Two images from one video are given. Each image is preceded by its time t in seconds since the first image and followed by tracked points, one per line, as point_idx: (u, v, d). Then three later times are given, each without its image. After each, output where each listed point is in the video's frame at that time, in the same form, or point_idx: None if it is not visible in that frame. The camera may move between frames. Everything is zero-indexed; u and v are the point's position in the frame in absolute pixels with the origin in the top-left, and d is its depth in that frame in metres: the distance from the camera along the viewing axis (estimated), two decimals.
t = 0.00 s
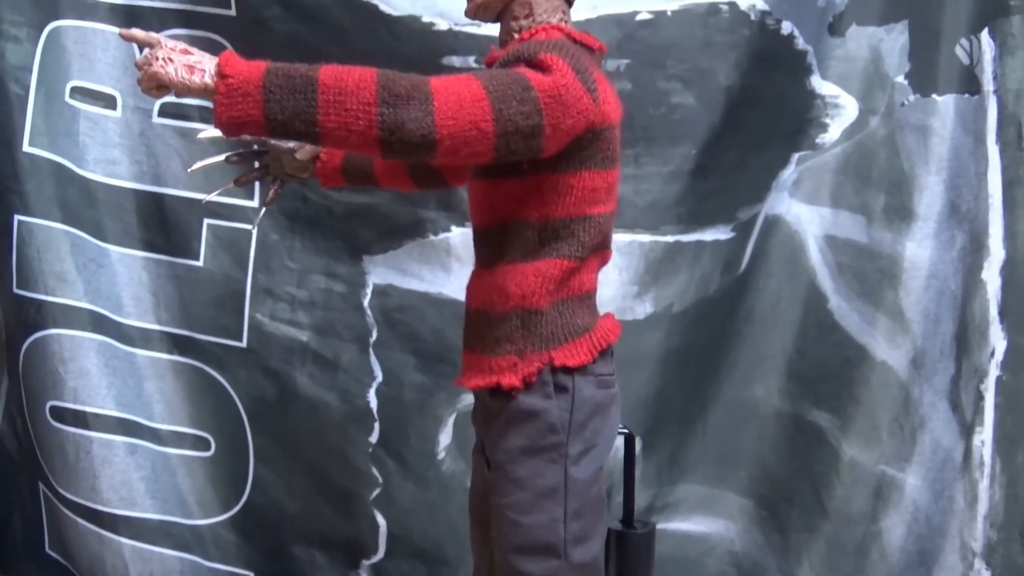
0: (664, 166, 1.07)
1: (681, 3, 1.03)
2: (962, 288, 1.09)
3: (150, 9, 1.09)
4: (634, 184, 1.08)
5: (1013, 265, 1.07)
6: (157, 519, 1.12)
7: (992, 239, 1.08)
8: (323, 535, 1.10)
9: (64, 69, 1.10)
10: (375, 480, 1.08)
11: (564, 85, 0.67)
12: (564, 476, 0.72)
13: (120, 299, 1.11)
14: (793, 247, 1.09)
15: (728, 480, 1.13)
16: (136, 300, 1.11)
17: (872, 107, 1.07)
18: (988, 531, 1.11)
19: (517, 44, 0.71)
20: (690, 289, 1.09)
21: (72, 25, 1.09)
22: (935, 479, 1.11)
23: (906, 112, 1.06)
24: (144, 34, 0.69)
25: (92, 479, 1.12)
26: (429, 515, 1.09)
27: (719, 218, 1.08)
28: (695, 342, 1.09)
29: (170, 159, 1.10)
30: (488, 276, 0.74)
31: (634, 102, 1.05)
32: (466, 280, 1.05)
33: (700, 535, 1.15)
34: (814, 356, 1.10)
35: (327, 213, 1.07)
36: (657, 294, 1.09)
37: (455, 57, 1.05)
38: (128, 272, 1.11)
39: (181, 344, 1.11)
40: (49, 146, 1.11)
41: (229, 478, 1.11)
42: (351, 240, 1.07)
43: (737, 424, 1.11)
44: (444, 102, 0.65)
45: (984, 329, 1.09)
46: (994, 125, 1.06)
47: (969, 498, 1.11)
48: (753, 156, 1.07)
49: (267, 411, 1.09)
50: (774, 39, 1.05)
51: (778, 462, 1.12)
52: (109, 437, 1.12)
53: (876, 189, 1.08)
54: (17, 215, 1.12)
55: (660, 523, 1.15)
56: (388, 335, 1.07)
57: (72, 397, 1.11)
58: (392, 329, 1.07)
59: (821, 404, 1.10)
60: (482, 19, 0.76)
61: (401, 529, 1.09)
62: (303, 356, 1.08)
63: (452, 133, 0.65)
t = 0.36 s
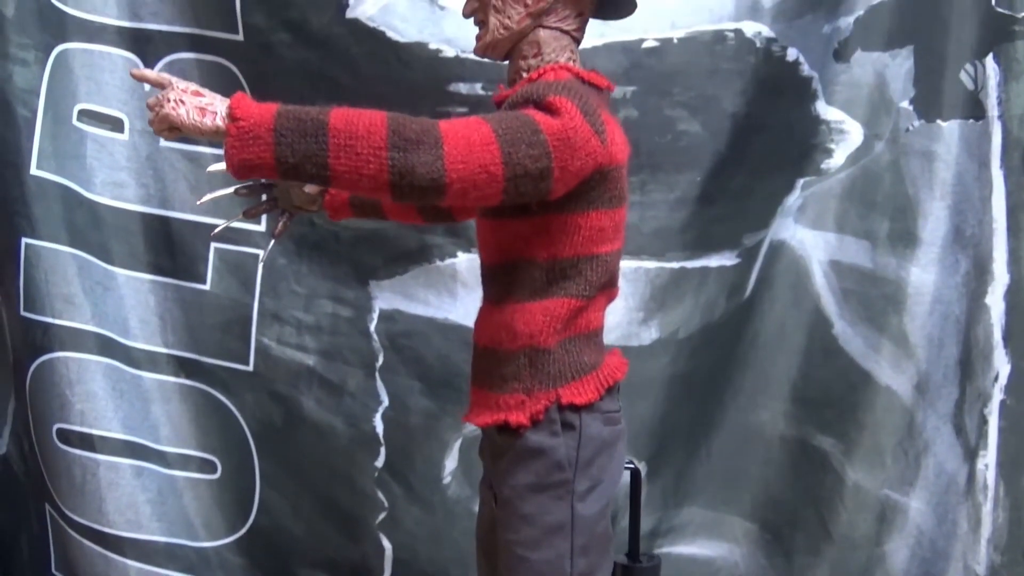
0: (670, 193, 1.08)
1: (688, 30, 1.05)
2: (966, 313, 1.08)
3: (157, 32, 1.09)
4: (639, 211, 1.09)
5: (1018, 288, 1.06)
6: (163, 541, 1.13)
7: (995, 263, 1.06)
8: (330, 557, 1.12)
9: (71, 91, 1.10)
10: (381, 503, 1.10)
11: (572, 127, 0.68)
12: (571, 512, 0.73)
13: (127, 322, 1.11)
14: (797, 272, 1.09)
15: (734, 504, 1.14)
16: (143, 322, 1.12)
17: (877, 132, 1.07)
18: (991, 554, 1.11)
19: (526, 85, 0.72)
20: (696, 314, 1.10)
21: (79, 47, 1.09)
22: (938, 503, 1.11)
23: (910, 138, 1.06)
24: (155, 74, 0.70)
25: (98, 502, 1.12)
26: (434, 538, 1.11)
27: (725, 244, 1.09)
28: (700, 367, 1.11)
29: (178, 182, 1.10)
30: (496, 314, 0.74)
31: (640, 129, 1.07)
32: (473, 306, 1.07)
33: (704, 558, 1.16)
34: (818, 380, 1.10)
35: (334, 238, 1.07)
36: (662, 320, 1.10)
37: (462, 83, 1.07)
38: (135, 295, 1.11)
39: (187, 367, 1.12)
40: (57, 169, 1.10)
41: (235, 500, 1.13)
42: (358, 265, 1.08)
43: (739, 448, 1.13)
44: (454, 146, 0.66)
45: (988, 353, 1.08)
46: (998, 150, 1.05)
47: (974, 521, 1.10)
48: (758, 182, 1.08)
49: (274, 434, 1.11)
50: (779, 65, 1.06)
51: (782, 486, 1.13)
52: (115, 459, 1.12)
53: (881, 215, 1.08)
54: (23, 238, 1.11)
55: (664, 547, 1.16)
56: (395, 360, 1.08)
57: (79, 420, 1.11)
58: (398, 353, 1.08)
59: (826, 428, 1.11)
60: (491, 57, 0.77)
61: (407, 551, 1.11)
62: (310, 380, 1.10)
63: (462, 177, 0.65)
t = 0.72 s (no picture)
0: (667, 212, 1.08)
1: (683, 50, 1.06)
2: (964, 329, 1.08)
3: (155, 52, 1.09)
4: (636, 231, 1.09)
5: (1014, 304, 1.06)
6: (163, 561, 1.14)
7: (993, 279, 1.06)
8: None
9: (68, 111, 1.10)
10: (380, 523, 1.11)
11: (564, 158, 0.68)
12: (565, 540, 0.73)
13: (126, 343, 1.12)
14: (795, 289, 1.09)
15: (734, 520, 1.14)
16: (142, 342, 1.12)
17: (874, 149, 1.07)
18: (990, 568, 1.11)
19: (519, 114, 0.72)
20: (693, 333, 1.10)
21: (77, 68, 1.09)
22: (937, 519, 1.11)
23: (908, 154, 1.06)
24: (148, 107, 0.70)
25: (98, 522, 1.13)
26: (434, 556, 1.12)
27: (722, 262, 1.09)
28: (698, 385, 1.11)
29: (176, 203, 1.11)
30: (490, 343, 0.75)
31: (637, 148, 1.07)
32: (471, 326, 1.08)
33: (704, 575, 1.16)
34: (816, 397, 1.10)
35: (332, 258, 1.08)
36: (660, 338, 1.11)
37: (459, 104, 1.07)
38: (134, 315, 1.12)
39: (187, 387, 1.13)
40: (55, 190, 1.11)
41: (235, 520, 1.13)
42: (356, 285, 1.08)
43: (738, 464, 1.13)
44: (446, 179, 0.66)
45: (987, 368, 1.08)
46: (996, 165, 1.05)
47: (973, 536, 1.10)
48: (756, 200, 1.08)
49: (273, 454, 1.12)
50: (776, 83, 1.06)
51: (781, 502, 1.13)
52: (115, 479, 1.12)
53: (878, 232, 1.08)
54: (23, 259, 1.11)
55: (664, 563, 1.16)
56: (393, 380, 1.09)
57: (79, 440, 1.12)
58: (396, 373, 1.09)
59: (825, 446, 1.11)
60: (483, 86, 0.77)
61: (406, 569, 1.12)
62: (309, 401, 1.10)
63: (454, 210, 0.65)
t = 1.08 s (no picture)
0: (665, 236, 1.09)
1: (682, 74, 1.06)
2: (964, 349, 1.07)
3: (154, 75, 1.09)
4: (635, 255, 1.09)
5: (1014, 323, 1.05)
6: None
7: (992, 299, 1.06)
8: None
9: (69, 135, 1.10)
10: (382, 546, 1.12)
11: (562, 200, 0.68)
12: None
13: (127, 366, 1.12)
14: (793, 310, 1.10)
15: (735, 541, 1.15)
16: (143, 366, 1.13)
17: (873, 169, 1.06)
18: None
19: (516, 154, 0.72)
20: (693, 356, 1.11)
21: (77, 91, 1.09)
22: (937, 539, 1.10)
23: (907, 175, 1.05)
24: (147, 148, 0.70)
25: (101, 545, 1.14)
26: None
27: (721, 285, 1.09)
28: (698, 408, 1.12)
29: (176, 227, 1.11)
30: (489, 380, 0.75)
31: (635, 172, 1.08)
32: (470, 350, 1.08)
33: None
34: (816, 419, 1.11)
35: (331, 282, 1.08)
36: (660, 362, 1.11)
37: (457, 129, 1.07)
38: (135, 339, 1.12)
39: (188, 411, 1.13)
40: (56, 214, 1.11)
41: (236, 542, 1.14)
42: (356, 310, 1.08)
43: (738, 486, 1.13)
44: (444, 223, 0.66)
45: (986, 389, 1.07)
46: (995, 185, 1.04)
47: (973, 554, 1.10)
48: (755, 223, 1.08)
49: (275, 479, 1.12)
50: (775, 105, 1.07)
51: (781, 523, 1.13)
52: (117, 503, 1.13)
53: (877, 253, 1.07)
54: (24, 283, 1.12)
55: None
56: (393, 405, 1.10)
57: (80, 464, 1.12)
58: (397, 398, 1.09)
59: (824, 467, 1.11)
60: (480, 123, 0.77)
61: None
62: (309, 425, 1.11)
63: (452, 253, 0.65)
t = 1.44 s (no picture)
0: (669, 272, 1.10)
1: (685, 109, 1.07)
2: (965, 383, 1.07)
3: (159, 103, 1.09)
4: (638, 289, 1.11)
5: (1015, 357, 1.06)
6: None
7: (993, 332, 1.06)
8: None
9: (73, 162, 1.10)
10: None
11: (570, 255, 0.68)
12: None
13: (130, 395, 1.12)
14: (797, 345, 1.10)
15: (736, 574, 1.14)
16: (145, 395, 1.13)
17: (876, 204, 1.06)
18: None
19: (524, 206, 0.72)
20: (695, 391, 1.12)
21: (81, 117, 1.09)
22: (938, 572, 1.11)
23: (909, 210, 1.05)
24: (155, 199, 0.69)
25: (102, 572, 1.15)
26: None
27: (723, 320, 1.10)
28: (700, 442, 1.13)
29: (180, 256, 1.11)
30: (496, 430, 0.75)
31: (639, 208, 1.09)
32: (472, 382, 1.08)
33: None
34: (818, 453, 1.11)
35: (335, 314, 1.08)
36: (662, 397, 1.13)
37: (462, 163, 1.07)
38: (137, 367, 1.12)
39: (190, 440, 1.13)
40: (59, 241, 1.11)
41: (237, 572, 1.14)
42: (361, 342, 1.09)
43: (741, 518, 1.13)
44: (453, 278, 0.66)
45: (987, 423, 1.08)
46: (996, 220, 1.04)
47: None
48: (757, 258, 1.09)
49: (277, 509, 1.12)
50: (779, 141, 1.07)
51: (783, 555, 1.13)
52: (119, 531, 1.14)
53: (880, 287, 1.07)
54: (27, 310, 1.12)
55: None
56: (396, 437, 1.10)
57: (82, 492, 1.13)
58: (400, 430, 1.10)
59: (826, 500, 1.11)
60: (488, 171, 0.77)
61: None
62: (312, 455, 1.11)
63: (460, 308, 0.65)
